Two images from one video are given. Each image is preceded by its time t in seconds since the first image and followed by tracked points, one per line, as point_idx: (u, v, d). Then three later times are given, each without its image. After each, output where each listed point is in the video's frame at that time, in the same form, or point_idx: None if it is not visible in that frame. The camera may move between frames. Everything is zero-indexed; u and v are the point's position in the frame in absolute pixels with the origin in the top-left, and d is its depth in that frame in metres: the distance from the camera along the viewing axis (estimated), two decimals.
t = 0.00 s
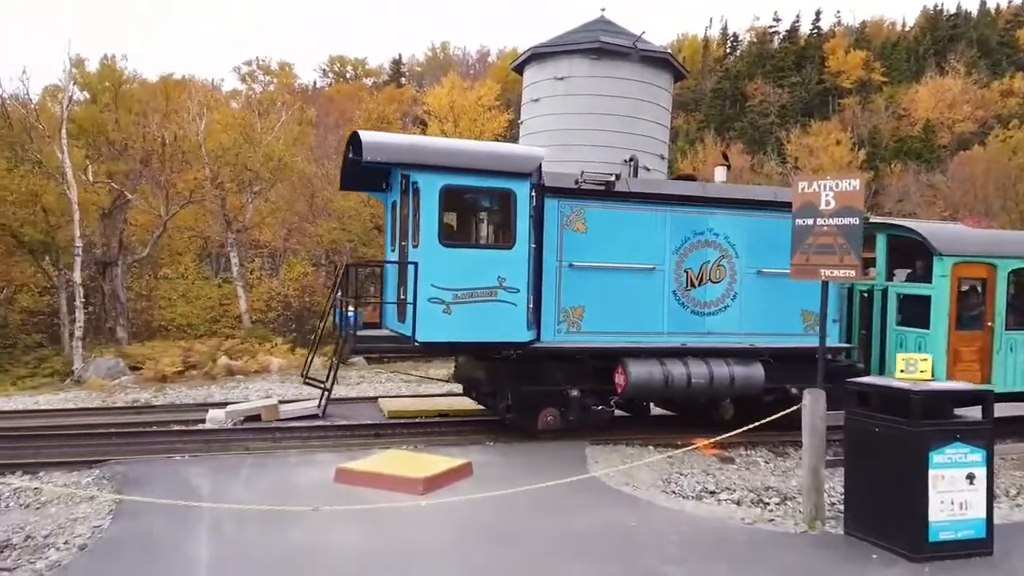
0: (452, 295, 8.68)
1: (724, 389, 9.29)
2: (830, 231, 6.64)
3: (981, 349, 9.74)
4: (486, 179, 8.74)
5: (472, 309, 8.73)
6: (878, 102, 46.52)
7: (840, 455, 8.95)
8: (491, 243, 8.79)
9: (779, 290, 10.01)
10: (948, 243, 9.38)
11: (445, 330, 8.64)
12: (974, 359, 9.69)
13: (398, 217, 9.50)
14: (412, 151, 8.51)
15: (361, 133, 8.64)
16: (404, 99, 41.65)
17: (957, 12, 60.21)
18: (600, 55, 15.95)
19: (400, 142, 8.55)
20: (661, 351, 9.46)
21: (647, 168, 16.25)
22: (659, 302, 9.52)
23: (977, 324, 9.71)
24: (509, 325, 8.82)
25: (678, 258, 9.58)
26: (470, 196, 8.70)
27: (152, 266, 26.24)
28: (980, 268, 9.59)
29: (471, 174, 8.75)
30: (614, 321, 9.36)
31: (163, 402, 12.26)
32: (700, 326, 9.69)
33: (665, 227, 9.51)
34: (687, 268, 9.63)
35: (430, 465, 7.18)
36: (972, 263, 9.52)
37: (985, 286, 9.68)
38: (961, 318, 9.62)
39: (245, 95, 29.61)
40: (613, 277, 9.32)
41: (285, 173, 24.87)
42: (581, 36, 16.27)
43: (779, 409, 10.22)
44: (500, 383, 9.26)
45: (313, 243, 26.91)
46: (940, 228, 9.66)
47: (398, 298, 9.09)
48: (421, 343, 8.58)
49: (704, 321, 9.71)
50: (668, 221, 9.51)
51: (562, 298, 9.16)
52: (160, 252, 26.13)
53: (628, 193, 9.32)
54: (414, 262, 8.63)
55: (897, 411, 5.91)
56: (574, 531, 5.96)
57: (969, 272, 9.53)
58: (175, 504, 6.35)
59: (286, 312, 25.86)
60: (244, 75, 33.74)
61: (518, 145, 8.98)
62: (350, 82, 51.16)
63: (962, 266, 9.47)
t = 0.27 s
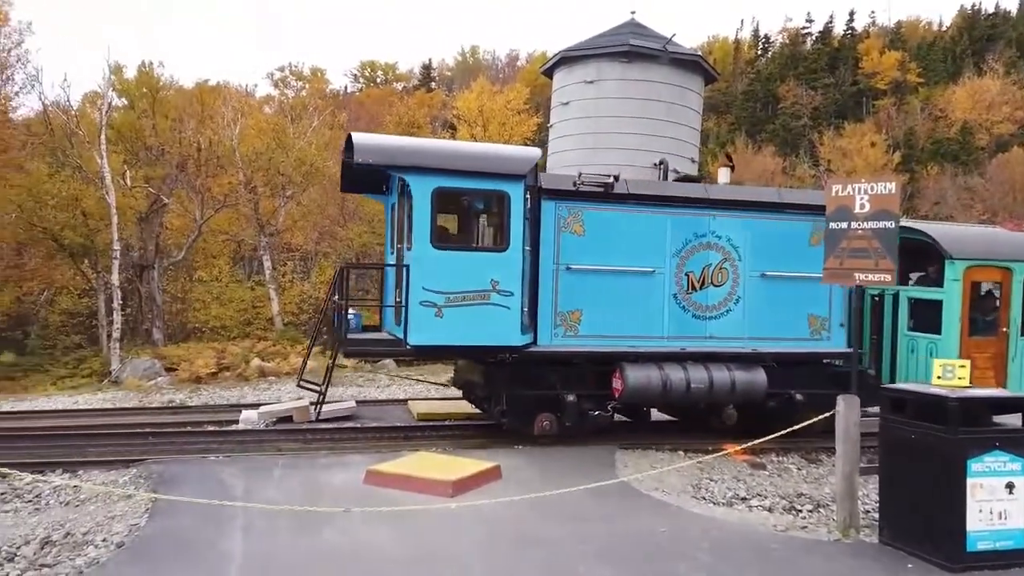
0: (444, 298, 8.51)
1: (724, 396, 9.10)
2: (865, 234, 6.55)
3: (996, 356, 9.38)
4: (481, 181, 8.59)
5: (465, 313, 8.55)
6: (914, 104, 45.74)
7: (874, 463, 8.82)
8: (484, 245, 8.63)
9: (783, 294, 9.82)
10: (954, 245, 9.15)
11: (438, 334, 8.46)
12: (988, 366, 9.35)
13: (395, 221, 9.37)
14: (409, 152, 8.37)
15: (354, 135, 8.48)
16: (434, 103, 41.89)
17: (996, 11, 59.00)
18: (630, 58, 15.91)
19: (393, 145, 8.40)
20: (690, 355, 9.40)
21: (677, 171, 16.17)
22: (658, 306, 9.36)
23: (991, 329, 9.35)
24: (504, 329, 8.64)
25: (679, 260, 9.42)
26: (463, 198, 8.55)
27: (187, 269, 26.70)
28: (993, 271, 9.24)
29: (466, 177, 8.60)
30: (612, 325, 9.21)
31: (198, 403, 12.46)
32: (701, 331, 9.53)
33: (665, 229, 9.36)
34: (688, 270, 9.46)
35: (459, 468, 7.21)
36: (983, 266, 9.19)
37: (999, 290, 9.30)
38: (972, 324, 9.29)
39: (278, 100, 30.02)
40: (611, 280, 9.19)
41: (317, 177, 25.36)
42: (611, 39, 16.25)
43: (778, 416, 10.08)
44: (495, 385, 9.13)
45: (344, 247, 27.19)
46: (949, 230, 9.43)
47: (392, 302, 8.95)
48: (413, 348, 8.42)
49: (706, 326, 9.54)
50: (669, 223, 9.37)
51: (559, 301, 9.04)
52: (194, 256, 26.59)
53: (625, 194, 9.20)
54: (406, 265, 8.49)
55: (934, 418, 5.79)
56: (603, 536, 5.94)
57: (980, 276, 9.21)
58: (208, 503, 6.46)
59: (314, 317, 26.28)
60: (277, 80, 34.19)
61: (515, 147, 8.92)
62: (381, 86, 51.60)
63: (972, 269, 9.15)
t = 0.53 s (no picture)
0: (429, 301, 8.50)
1: (715, 399, 8.97)
2: (893, 238, 6.47)
3: (1001, 360, 9.52)
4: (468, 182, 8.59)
5: (450, 316, 8.54)
6: (942, 105, 45.08)
7: (902, 469, 8.70)
8: (470, 247, 8.59)
9: (779, 297, 9.68)
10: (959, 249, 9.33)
11: (423, 337, 8.48)
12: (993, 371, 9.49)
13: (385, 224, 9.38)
14: (393, 156, 8.40)
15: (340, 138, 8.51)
16: (456, 107, 42.05)
17: None
18: (653, 61, 15.88)
19: (379, 146, 8.43)
20: (713, 359, 9.35)
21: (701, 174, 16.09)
22: (650, 309, 9.26)
23: (996, 334, 9.50)
24: (490, 332, 8.60)
25: (672, 263, 9.31)
26: (449, 200, 8.52)
27: (213, 272, 27.04)
28: (998, 275, 9.43)
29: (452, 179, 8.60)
30: (602, 328, 9.15)
31: (224, 405, 12.59)
32: (695, 334, 9.41)
33: (658, 231, 9.26)
34: (681, 274, 9.36)
35: (481, 471, 7.22)
36: (987, 270, 9.39)
37: (1004, 294, 9.49)
38: (978, 328, 9.46)
39: (303, 105, 30.31)
40: (601, 283, 9.14)
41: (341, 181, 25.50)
42: (634, 42, 16.21)
43: (774, 424, 9.74)
44: (483, 389, 9.00)
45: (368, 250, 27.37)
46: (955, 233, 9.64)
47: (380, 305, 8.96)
48: (398, 351, 8.43)
49: (699, 329, 9.41)
50: (661, 225, 9.25)
51: (549, 305, 9.02)
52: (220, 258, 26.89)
53: (616, 196, 9.12)
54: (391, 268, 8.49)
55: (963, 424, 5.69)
56: (627, 541, 5.93)
57: (985, 280, 9.41)
58: (235, 503, 6.53)
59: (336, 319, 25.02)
60: (302, 85, 34.52)
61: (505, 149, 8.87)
62: (404, 91, 51.91)
63: (976, 273, 9.36)
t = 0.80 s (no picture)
0: (408, 304, 8.45)
1: (701, 403, 8.80)
2: (916, 241, 6.42)
3: (998, 365, 9.36)
4: (448, 184, 8.53)
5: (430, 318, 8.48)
6: (966, 106, 44.52)
7: (925, 475, 8.60)
8: (451, 250, 8.52)
9: (770, 300, 9.45)
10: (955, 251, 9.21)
11: (403, 340, 8.43)
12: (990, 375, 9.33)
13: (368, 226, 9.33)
14: (371, 157, 8.30)
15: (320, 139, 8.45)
16: (475, 110, 42.17)
17: None
18: (672, 63, 15.82)
19: (357, 147, 8.35)
20: (732, 362, 9.29)
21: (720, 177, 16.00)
22: (636, 312, 9.10)
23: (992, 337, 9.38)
24: (471, 335, 8.52)
25: (659, 265, 9.15)
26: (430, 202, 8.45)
27: (235, 274, 27.33)
28: (994, 277, 9.31)
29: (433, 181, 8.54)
30: (587, 331, 9.00)
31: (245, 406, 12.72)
32: (683, 337, 9.21)
33: (644, 233, 9.10)
34: (668, 276, 9.18)
35: (499, 474, 7.22)
36: (984, 272, 9.26)
37: (1000, 297, 9.39)
38: (974, 331, 9.32)
39: (323, 109, 30.55)
40: (586, 285, 8.99)
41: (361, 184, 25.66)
42: (653, 45, 16.17)
43: (763, 429, 9.55)
44: (465, 392, 8.91)
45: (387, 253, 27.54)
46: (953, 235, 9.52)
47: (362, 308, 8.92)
48: (377, 353, 8.37)
49: (688, 332, 9.22)
50: (648, 227, 9.10)
51: (532, 307, 8.90)
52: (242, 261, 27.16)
53: (601, 198, 8.98)
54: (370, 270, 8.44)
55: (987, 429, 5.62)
56: (646, 545, 5.91)
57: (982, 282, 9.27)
58: (255, 504, 6.58)
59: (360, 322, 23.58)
60: (322, 89, 34.80)
61: (485, 148, 8.75)
62: (423, 94, 52.16)
63: (974, 274, 9.21)
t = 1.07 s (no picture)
0: (383, 305, 8.40)
1: (682, 405, 8.74)
2: (934, 243, 6.34)
3: (988, 369, 9.21)
4: (425, 185, 8.49)
5: (406, 320, 8.44)
6: (985, 107, 44.07)
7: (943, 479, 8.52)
8: (427, 250, 8.48)
9: (754, 301, 9.36)
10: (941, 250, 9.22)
11: (378, 342, 8.38)
12: (979, 379, 9.19)
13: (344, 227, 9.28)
14: (347, 157, 8.25)
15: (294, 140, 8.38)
16: (489, 112, 42.23)
17: None
18: (688, 64, 15.77)
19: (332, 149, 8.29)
20: (747, 365, 9.27)
21: (736, 178, 15.93)
22: (618, 314, 9.08)
23: (982, 340, 9.26)
24: (447, 337, 8.48)
25: (641, 266, 9.12)
26: (406, 202, 8.40)
27: (251, 277, 27.53)
28: (985, 279, 9.24)
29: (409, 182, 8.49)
30: (567, 333, 9.00)
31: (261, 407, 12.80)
32: (666, 339, 9.17)
33: (625, 234, 9.08)
34: (650, 277, 9.15)
35: (513, 476, 7.22)
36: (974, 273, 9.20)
37: (992, 299, 9.27)
38: (964, 333, 9.21)
39: (338, 111, 30.70)
40: (566, 287, 8.99)
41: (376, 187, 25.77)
42: (668, 46, 16.14)
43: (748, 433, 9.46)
44: (444, 394, 8.87)
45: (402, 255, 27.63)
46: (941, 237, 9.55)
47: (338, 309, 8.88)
48: (352, 355, 8.34)
49: (670, 334, 9.17)
50: (629, 228, 9.07)
51: (513, 309, 8.92)
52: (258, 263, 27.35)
53: (581, 199, 8.98)
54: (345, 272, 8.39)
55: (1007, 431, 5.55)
56: (660, 548, 5.88)
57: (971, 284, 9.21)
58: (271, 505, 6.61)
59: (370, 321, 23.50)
60: (338, 92, 34.99)
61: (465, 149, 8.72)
62: (437, 97, 52.32)
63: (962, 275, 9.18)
